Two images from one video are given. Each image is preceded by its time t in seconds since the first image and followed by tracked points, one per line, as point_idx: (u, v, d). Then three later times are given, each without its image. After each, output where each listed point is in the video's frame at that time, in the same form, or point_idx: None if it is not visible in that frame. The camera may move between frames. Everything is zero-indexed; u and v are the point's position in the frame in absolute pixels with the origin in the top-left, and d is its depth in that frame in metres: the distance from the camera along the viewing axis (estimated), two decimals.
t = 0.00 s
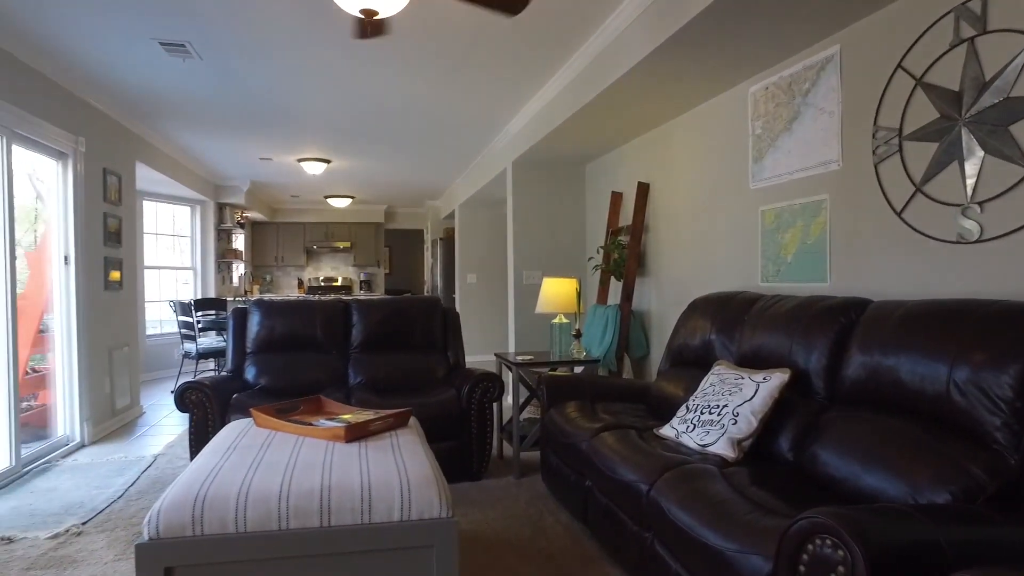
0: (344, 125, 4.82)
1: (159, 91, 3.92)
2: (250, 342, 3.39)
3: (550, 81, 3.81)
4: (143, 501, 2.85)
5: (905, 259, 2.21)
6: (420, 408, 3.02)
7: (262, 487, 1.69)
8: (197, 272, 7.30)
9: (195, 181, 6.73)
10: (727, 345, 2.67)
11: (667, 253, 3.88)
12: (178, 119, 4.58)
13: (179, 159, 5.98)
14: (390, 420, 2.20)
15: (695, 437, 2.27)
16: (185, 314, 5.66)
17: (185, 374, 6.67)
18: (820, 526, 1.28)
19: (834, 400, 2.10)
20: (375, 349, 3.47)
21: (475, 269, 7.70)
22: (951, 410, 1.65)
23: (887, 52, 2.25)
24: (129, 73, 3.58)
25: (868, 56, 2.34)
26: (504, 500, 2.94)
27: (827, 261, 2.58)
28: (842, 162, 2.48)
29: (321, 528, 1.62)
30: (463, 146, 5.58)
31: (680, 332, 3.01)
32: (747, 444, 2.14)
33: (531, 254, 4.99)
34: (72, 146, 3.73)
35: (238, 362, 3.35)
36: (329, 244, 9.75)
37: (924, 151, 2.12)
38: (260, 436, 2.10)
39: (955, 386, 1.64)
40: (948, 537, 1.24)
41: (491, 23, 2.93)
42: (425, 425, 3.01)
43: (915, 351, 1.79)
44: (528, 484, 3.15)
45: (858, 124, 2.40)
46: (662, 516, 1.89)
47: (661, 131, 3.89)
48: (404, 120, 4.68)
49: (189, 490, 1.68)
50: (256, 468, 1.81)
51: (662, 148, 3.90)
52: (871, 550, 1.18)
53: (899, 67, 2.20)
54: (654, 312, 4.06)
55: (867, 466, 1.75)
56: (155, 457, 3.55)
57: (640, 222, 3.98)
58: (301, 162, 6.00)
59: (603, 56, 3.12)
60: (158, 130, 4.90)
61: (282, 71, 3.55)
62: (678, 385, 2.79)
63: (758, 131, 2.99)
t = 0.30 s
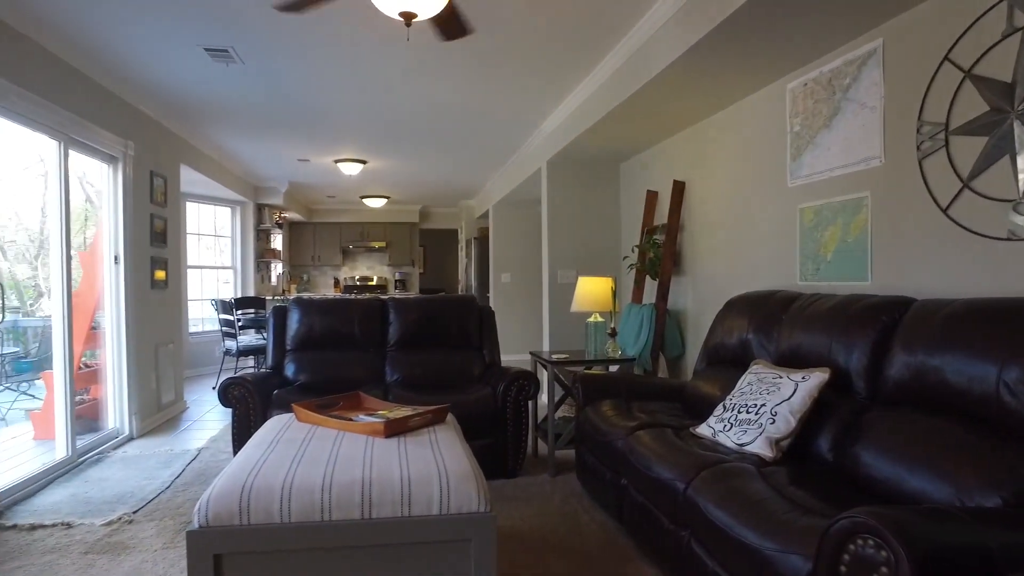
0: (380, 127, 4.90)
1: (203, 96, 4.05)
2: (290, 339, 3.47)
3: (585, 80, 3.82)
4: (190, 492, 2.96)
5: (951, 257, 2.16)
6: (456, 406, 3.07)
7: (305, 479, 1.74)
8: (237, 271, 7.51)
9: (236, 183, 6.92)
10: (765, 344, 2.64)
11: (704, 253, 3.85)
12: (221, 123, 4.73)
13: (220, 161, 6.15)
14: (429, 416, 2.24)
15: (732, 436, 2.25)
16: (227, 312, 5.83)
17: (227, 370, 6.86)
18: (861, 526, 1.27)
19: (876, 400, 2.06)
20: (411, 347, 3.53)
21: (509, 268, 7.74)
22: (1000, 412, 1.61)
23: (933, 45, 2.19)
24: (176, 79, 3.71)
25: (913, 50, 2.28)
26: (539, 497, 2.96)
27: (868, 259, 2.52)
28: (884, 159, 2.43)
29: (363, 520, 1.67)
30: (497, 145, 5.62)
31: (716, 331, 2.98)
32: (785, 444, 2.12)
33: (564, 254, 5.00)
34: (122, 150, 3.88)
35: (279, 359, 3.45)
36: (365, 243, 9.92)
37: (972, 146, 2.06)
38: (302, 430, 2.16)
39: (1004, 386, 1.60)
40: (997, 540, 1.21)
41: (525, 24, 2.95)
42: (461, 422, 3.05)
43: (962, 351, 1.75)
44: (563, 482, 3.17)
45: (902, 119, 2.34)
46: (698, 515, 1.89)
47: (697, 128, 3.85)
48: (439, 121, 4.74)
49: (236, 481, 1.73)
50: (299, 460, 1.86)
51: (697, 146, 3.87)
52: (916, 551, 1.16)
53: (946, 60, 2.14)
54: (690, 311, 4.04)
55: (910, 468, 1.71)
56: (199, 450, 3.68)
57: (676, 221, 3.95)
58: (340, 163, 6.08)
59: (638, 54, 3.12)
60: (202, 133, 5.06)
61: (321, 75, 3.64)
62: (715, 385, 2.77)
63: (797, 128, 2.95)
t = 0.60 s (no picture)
0: (415, 127, 4.96)
1: (243, 100, 4.15)
2: (327, 337, 3.54)
3: (619, 79, 3.80)
4: (232, 485, 3.04)
5: (1002, 256, 2.09)
6: (491, 404, 3.09)
7: (346, 474, 1.78)
8: (274, 271, 7.68)
9: (274, 184, 7.08)
10: (804, 344, 2.60)
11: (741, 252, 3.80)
12: (260, 125, 4.84)
13: (259, 163, 6.30)
14: (466, 415, 2.26)
15: (771, 437, 2.22)
16: (265, 311, 5.97)
17: (264, 368, 7.02)
18: (909, 530, 1.25)
19: (921, 402, 2.01)
20: (446, 346, 3.57)
21: (541, 268, 7.76)
22: None
23: (982, 37, 2.12)
24: (218, 84, 3.82)
25: (960, 42, 2.22)
26: (574, 496, 2.97)
27: (912, 258, 2.46)
28: (930, 155, 2.36)
29: (403, 516, 1.69)
30: (530, 145, 5.64)
31: (754, 332, 2.95)
32: (826, 445, 2.08)
33: (596, 252, 4.99)
34: (166, 153, 4.01)
35: (316, 357, 3.51)
36: (398, 243, 10.04)
37: None
38: (342, 427, 2.21)
39: None
40: None
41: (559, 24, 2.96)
42: (497, 421, 3.07)
43: (1013, 352, 1.70)
44: (598, 482, 3.17)
45: (949, 114, 2.27)
46: (737, 516, 1.87)
47: (734, 125, 3.80)
48: (472, 121, 4.78)
49: (279, 475, 1.77)
50: (340, 456, 1.90)
51: (734, 143, 3.82)
52: (967, 557, 1.14)
53: (998, 51, 2.07)
54: (726, 311, 4.00)
55: (958, 472, 1.67)
56: (239, 445, 3.77)
57: (711, 220, 3.91)
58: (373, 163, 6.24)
59: (674, 52, 3.10)
60: (241, 136, 5.19)
61: (357, 77, 3.70)
62: (753, 386, 2.74)
63: (837, 124, 2.89)
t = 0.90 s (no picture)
0: (450, 128, 4.99)
1: (283, 102, 4.24)
2: (364, 336, 3.59)
3: (655, 77, 3.77)
4: (272, 481, 3.11)
5: None
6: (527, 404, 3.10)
7: (387, 471, 1.80)
8: (311, 270, 7.83)
9: (311, 185, 7.21)
10: (847, 345, 2.54)
11: (780, 251, 3.73)
12: (297, 127, 4.93)
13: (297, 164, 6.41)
14: (504, 414, 2.27)
15: (813, 439, 2.18)
16: (302, 310, 6.08)
17: (302, 366, 7.17)
18: (964, 538, 1.21)
19: (972, 406, 1.94)
20: (481, 345, 3.60)
21: (575, 267, 7.74)
22: None
23: None
24: (258, 87, 3.90)
25: (1015, 33, 2.13)
26: (611, 497, 2.96)
27: (962, 257, 2.38)
28: (982, 150, 2.28)
29: (443, 514, 1.71)
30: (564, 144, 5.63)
31: (794, 332, 2.89)
32: (870, 449, 2.03)
33: (631, 252, 4.95)
34: (208, 156, 4.11)
35: (353, 355, 3.57)
36: (432, 243, 10.14)
37: None
38: (381, 425, 2.23)
39: None
40: None
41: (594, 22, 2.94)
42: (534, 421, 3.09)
43: None
44: (634, 483, 3.16)
45: (1003, 107, 2.19)
46: (778, 519, 1.83)
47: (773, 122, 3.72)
48: (506, 121, 4.79)
49: (321, 472, 1.80)
50: (380, 454, 1.92)
51: (773, 140, 3.75)
52: None
53: None
54: (764, 311, 3.94)
55: (1013, 479, 1.61)
56: (279, 442, 3.85)
57: (748, 218, 3.85)
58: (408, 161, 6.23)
59: (711, 49, 3.06)
60: (279, 138, 5.30)
61: (393, 78, 3.74)
62: (795, 387, 2.69)
63: (882, 120, 2.81)
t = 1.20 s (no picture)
0: (483, 128, 5.01)
1: (318, 105, 4.32)
2: (399, 336, 3.64)
3: (690, 75, 3.72)
4: (309, 477, 3.17)
5: None
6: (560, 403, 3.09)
7: (422, 470, 1.81)
8: (346, 270, 7.97)
9: (346, 186, 7.33)
10: (889, 347, 2.46)
11: (819, 250, 3.64)
12: (332, 129, 5.01)
13: (332, 165, 6.52)
14: (538, 414, 2.27)
15: (854, 443, 2.12)
16: (337, 309, 6.19)
17: (337, 364, 7.29)
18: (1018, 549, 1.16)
19: None
20: (516, 345, 3.64)
21: (609, 267, 7.69)
22: None
23: None
24: (294, 90, 3.98)
25: None
26: (645, 498, 2.94)
27: (1013, 257, 2.29)
28: None
29: (477, 513, 1.72)
30: (597, 143, 5.61)
31: (834, 333, 2.82)
32: (915, 454, 1.96)
33: (664, 251, 4.90)
34: (247, 158, 4.21)
35: (388, 354, 3.62)
36: (466, 243, 10.22)
37: None
38: (415, 424, 2.26)
39: None
40: None
41: (628, 20, 2.92)
42: (567, 421, 3.08)
43: None
44: (669, 484, 3.13)
45: None
46: (817, 524, 1.79)
47: (812, 118, 3.64)
48: (539, 121, 4.79)
49: (358, 469, 1.82)
50: (416, 452, 1.94)
51: (812, 137, 3.66)
52: None
53: None
54: (802, 311, 3.85)
55: None
56: (315, 439, 3.93)
57: (785, 217, 3.77)
58: (442, 162, 6.31)
59: (748, 45, 3.00)
60: (315, 139, 5.39)
61: (427, 79, 3.77)
62: (835, 390, 2.63)
63: (928, 114, 2.72)
